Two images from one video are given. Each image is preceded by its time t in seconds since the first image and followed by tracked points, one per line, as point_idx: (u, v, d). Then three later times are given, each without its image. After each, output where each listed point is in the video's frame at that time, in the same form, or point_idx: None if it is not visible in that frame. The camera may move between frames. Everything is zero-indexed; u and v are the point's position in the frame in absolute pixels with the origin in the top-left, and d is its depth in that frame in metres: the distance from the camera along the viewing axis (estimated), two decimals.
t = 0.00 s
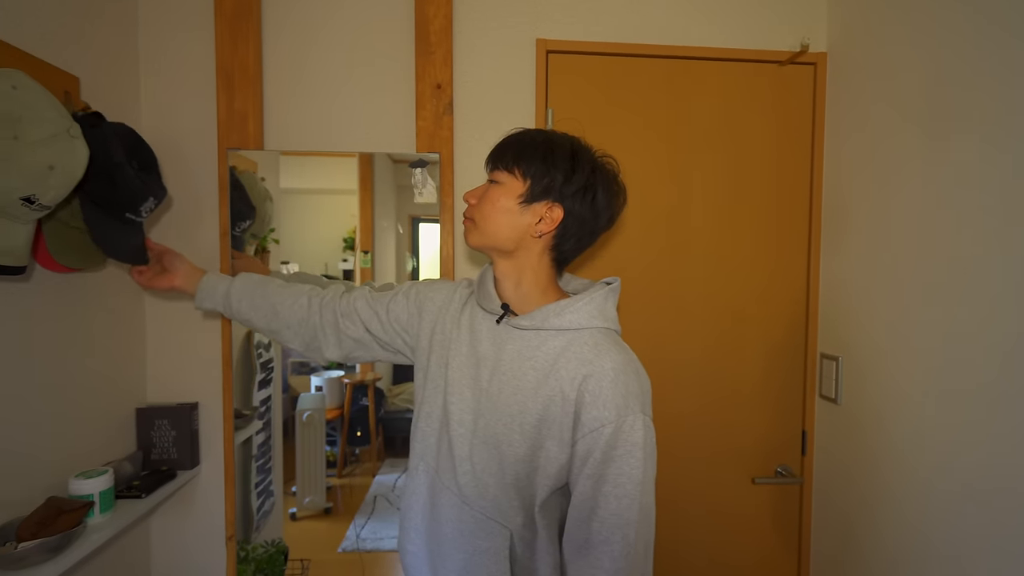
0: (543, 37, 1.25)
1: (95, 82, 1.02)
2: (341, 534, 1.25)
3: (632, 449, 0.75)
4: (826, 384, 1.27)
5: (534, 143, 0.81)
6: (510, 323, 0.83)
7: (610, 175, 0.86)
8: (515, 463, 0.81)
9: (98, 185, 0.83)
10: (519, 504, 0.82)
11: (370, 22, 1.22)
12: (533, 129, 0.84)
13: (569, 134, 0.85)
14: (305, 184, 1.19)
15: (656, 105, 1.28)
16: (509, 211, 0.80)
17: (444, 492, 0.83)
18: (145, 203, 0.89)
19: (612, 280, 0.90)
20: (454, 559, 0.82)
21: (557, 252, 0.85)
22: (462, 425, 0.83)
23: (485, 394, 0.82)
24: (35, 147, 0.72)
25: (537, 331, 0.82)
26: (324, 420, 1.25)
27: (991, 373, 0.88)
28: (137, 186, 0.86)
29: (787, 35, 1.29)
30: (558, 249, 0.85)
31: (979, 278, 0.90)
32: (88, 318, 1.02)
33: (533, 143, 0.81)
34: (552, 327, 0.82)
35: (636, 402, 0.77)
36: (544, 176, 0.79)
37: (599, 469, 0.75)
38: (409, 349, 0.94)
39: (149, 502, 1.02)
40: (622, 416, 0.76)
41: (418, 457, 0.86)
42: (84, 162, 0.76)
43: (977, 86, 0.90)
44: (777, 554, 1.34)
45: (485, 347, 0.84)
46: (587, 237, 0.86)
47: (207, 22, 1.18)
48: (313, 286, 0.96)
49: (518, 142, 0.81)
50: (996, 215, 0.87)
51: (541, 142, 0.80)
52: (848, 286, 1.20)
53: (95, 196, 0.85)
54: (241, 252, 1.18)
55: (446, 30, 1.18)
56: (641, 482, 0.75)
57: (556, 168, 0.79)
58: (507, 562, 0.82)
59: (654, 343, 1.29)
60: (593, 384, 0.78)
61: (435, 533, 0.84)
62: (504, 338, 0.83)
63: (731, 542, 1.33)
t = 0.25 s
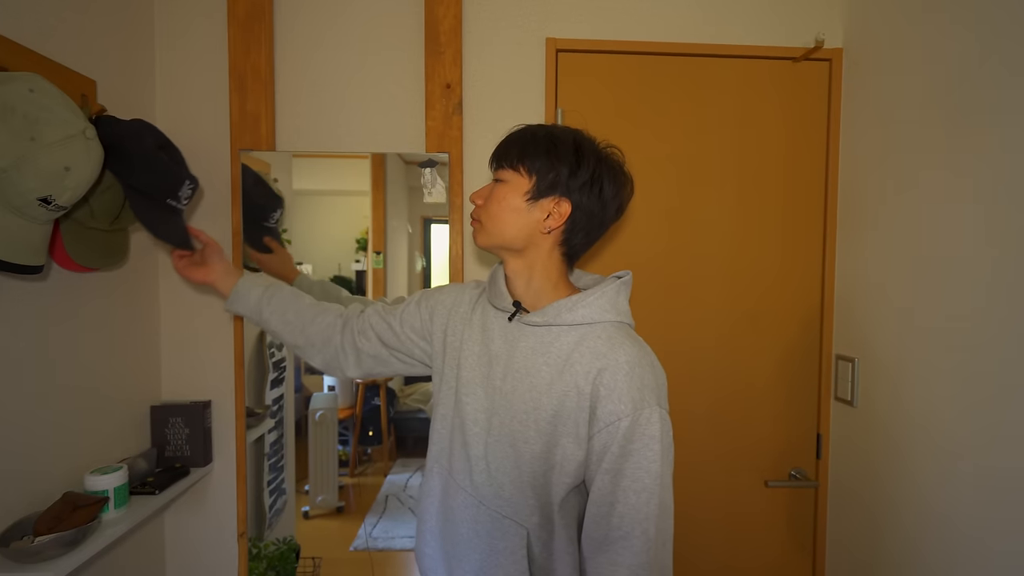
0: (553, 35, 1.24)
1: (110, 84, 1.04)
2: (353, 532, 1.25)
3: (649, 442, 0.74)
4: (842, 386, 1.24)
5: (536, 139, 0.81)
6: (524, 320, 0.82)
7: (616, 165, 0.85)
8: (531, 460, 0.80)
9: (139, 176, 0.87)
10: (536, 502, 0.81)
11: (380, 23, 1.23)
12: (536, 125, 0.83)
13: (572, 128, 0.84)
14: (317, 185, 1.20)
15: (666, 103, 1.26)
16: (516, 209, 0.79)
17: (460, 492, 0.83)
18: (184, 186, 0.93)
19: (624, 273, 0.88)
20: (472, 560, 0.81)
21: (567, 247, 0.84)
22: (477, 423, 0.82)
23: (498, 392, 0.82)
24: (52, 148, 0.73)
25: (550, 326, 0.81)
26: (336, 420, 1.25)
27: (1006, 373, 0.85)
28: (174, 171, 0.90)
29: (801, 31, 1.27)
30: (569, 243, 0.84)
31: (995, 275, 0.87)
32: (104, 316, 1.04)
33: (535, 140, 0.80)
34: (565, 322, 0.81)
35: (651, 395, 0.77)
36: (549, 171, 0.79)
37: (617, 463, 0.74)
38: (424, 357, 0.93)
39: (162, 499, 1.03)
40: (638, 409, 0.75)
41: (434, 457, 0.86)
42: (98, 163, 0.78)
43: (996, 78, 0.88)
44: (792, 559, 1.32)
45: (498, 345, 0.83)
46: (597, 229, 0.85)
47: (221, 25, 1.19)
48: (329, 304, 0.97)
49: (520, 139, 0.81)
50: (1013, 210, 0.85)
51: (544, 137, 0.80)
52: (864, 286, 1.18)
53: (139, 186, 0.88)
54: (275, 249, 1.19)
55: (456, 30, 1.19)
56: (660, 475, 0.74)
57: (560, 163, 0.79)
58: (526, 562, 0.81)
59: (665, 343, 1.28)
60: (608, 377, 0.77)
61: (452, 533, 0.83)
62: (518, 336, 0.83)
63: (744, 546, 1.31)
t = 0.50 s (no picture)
0: (560, 33, 1.24)
1: (123, 86, 1.06)
2: (364, 530, 1.26)
3: (659, 438, 0.73)
4: (855, 386, 1.22)
5: (541, 136, 0.80)
6: (533, 316, 0.82)
7: (621, 156, 0.84)
8: (541, 457, 0.80)
9: (167, 157, 0.90)
10: (547, 499, 0.81)
11: (388, 23, 1.23)
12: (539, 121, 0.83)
13: (576, 122, 0.84)
14: (328, 186, 1.20)
15: (675, 100, 1.25)
16: (525, 206, 0.79)
17: (470, 488, 0.83)
18: (212, 160, 0.96)
19: (634, 268, 0.86)
20: (484, 556, 0.81)
21: (577, 241, 0.84)
22: (487, 420, 0.82)
23: (508, 389, 0.81)
24: (65, 148, 0.75)
25: (559, 323, 0.81)
26: (347, 418, 1.25)
27: None
28: (197, 147, 0.93)
29: (814, 25, 1.25)
30: (577, 237, 0.83)
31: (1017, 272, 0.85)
32: (117, 314, 1.05)
33: (539, 137, 0.80)
34: (573, 319, 0.80)
35: (662, 391, 0.76)
36: (555, 166, 0.79)
37: (627, 460, 0.74)
38: (438, 357, 0.94)
39: (173, 493, 1.05)
40: (648, 405, 0.74)
41: (445, 453, 0.86)
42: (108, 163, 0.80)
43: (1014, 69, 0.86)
44: (803, 562, 1.30)
45: (508, 342, 0.83)
46: (605, 222, 0.85)
47: (232, 26, 1.21)
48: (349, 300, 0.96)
49: (524, 137, 0.82)
50: None
51: (547, 133, 0.80)
52: (878, 284, 1.16)
53: (173, 167, 0.92)
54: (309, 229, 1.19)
55: (463, 29, 1.19)
56: (670, 472, 0.73)
57: (564, 158, 0.79)
58: (537, 559, 0.80)
59: (674, 342, 1.27)
60: (617, 373, 0.77)
61: (463, 529, 0.83)
62: (527, 333, 0.82)
63: (754, 548, 1.29)
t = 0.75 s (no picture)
0: (565, 33, 1.24)
1: (134, 89, 1.08)
2: (373, 529, 1.27)
3: (658, 434, 0.73)
4: (862, 387, 1.21)
5: (546, 132, 0.80)
6: (534, 312, 0.83)
7: (626, 156, 0.84)
8: (541, 451, 0.80)
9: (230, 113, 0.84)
10: (548, 494, 0.81)
11: (394, 25, 1.25)
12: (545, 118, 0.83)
13: (582, 121, 0.84)
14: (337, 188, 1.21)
15: (681, 98, 1.25)
16: (529, 203, 0.79)
17: (472, 481, 0.83)
18: (270, 105, 0.82)
19: (635, 267, 0.88)
20: (487, 548, 0.82)
21: (578, 240, 0.84)
22: (488, 413, 0.83)
23: (509, 383, 0.82)
24: (78, 151, 0.77)
25: (559, 319, 0.82)
26: (356, 417, 1.26)
27: None
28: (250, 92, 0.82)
29: (820, 24, 1.24)
30: (579, 236, 0.84)
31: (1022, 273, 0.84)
32: (129, 313, 1.08)
33: (543, 134, 0.81)
34: (573, 315, 0.81)
35: (661, 387, 0.76)
36: (559, 165, 0.79)
37: (626, 455, 0.74)
38: (436, 346, 0.92)
39: (183, 489, 1.07)
40: (647, 401, 0.74)
41: (447, 446, 0.87)
42: (120, 165, 0.81)
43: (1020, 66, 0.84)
44: (810, 565, 1.29)
45: (508, 337, 0.84)
46: (608, 221, 0.85)
47: (241, 30, 1.23)
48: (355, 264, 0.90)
49: (529, 134, 0.81)
50: None
51: (552, 131, 0.80)
52: (885, 283, 1.15)
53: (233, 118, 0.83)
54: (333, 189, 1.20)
55: (468, 30, 1.20)
56: (670, 468, 0.73)
57: (569, 157, 0.79)
58: (542, 550, 0.81)
59: (677, 342, 1.27)
60: (616, 369, 0.77)
61: (466, 521, 0.84)
62: (527, 328, 0.83)
63: (759, 550, 1.29)
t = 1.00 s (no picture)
0: (569, 34, 1.25)
1: (145, 93, 1.10)
2: (380, 527, 1.28)
3: (655, 437, 0.75)
4: (870, 388, 1.20)
5: (547, 134, 0.81)
6: (531, 311, 0.83)
7: (626, 160, 0.85)
8: (538, 450, 0.81)
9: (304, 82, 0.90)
10: (544, 491, 0.82)
11: (400, 27, 1.26)
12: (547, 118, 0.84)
13: (585, 123, 0.84)
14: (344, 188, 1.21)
15: (685, 99, 1.25)
16: (527, 204, 0.80)
17: (469, 477, 0.84)
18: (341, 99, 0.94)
19: (632, 270, 0.88)
20: (483, 542, 0.83)
21: (577, 243, 0.85)
22: (485, 411, 0.83)
23: (506, 381, 0.83)
24: (88, 153, 0.79)
25: (556, 319, 0.82)
26: (364, 416, 1.28)
27: None
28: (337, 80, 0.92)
29: (827, 22, 1.23)
30: (577, 239, 0.84)
31: None
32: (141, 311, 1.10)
33: (545, 135, 0.81)
34: (571, 316, 0.82)
35: (657, 391, 0.77)
36: (560, 167, 0.79)
37: (624, 457, 0.75)
38: (431, 338, 0.94)
39: (192, 485, 1.08)
40: (644, 404, 0.76)
41: (443, 442, 0.88)
42: (130, 167, 0.83)
43: None
44: (816, 567, 1.28)
45: (504, 335, 0.85)
46: (607, 224, 0.86)
47: (249, 33, 1.25)
48: (362, 244, 0.93)
49: (530, 134, 0.82)
50: None
51: (553, 133, 0.80)
52: (892, 284, 1.14)
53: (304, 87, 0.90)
54: (362, 167, 1.23)
55: (472, 31, 1.21)
56: (666, 470, 0.74)
57: (570, 159, 0.79)
58: (539, 544, 0.82)
59: (682, 342, 1.26)
60: (614, 372, 0.77)
61: (463, 516, 0.85)
62: (524, 327, 0.84)
63: (765, 551, 1.28)
